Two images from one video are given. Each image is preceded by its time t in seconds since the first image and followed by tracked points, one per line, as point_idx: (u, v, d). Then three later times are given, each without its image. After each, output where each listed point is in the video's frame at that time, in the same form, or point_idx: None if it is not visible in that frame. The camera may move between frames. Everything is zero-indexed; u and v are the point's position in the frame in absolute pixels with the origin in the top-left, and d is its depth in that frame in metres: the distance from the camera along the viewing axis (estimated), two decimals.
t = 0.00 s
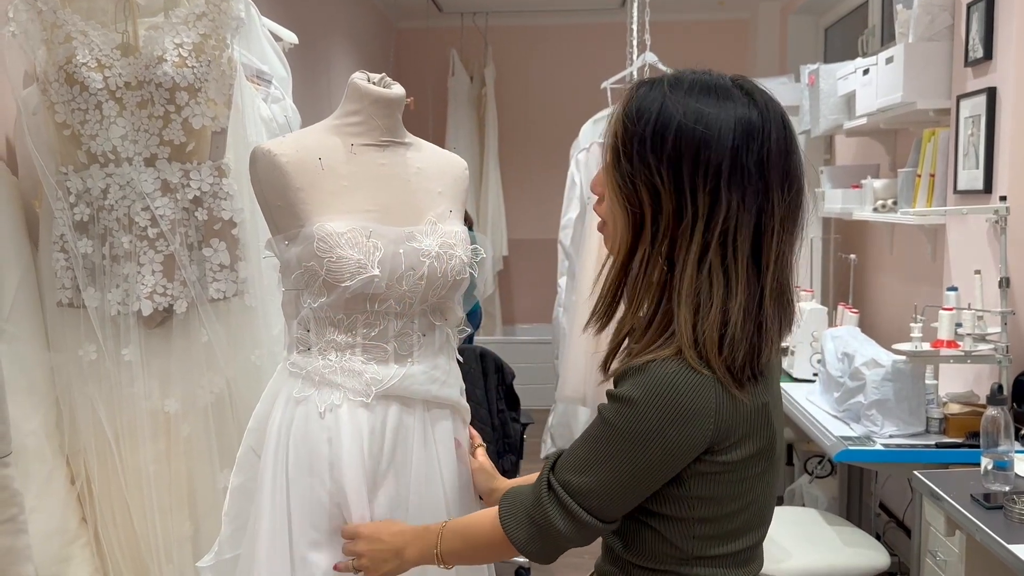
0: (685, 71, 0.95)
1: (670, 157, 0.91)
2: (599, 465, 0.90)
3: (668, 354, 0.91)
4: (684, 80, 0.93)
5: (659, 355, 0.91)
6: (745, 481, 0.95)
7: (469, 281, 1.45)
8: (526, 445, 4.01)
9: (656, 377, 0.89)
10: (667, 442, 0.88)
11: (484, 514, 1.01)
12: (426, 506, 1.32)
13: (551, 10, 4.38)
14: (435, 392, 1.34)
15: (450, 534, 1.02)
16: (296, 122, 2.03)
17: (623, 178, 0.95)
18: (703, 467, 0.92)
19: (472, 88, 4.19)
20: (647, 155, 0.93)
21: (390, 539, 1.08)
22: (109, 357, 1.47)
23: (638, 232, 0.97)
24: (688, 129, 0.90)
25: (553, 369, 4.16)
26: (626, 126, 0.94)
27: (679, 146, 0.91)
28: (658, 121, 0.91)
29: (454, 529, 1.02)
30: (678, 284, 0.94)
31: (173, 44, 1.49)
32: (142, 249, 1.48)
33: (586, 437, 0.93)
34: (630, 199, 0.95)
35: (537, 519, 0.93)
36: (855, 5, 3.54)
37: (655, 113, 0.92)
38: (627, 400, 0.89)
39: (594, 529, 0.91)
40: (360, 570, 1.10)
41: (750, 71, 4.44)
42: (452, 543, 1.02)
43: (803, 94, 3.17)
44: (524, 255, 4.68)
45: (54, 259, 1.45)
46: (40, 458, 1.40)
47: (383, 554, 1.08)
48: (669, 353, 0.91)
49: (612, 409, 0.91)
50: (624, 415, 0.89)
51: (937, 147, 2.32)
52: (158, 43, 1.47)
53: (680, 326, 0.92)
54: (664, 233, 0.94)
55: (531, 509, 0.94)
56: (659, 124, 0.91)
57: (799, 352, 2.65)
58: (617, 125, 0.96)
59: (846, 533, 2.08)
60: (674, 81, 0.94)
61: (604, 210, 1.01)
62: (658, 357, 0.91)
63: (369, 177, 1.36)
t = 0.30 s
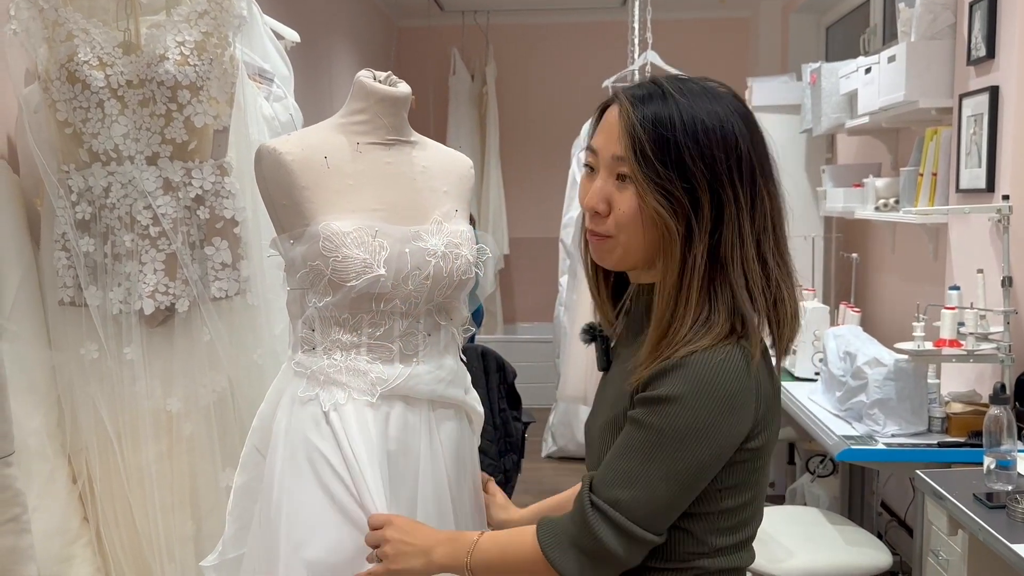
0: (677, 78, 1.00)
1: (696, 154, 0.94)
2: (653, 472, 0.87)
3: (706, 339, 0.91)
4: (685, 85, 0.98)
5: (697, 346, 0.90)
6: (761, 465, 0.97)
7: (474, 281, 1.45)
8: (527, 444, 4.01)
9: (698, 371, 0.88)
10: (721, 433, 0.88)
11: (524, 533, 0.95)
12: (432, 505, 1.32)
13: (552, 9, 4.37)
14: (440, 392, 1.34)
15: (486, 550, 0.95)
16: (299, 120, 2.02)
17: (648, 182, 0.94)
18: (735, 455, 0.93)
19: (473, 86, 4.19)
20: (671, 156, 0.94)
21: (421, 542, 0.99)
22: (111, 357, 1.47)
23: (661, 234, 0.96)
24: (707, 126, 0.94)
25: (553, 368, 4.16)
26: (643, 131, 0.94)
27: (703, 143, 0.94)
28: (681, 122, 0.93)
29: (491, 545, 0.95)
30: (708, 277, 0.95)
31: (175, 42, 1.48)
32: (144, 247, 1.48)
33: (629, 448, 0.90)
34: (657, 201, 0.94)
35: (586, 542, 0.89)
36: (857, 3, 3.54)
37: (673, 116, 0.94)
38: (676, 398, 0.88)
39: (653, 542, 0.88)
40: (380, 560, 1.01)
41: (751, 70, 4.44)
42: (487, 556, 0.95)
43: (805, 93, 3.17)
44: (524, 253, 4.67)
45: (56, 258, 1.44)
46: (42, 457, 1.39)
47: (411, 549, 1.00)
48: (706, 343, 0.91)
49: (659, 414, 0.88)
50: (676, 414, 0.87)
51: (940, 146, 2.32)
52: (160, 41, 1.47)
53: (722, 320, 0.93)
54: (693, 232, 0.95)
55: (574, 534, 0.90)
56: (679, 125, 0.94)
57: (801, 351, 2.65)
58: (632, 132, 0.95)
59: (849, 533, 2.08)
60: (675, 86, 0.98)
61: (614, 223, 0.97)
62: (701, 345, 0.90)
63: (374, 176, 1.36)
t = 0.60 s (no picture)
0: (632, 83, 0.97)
1: (686, 156, 0.93)
2: (683, 472, 0.83)
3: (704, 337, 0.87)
4: (648, 91, 0.95)
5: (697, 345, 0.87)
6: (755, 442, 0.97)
7: (475, 279, 1.45)
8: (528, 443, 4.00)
9: (724, 359, 0.85)
10: (740, 425, 0.85)
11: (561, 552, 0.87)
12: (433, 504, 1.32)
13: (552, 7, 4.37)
14: (441, 391, 1.33)
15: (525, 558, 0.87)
16: (300, 118, 2.01)
17: (652, 193, 0.91)
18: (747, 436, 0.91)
19: (474, 85, 4.18)
20: (666, 163, 0.91)
21: (454, 553, 0.90)
22: (111, 355, 1.47)
23: (662, 241, 0.93)
24: (686, 129, 0.94)
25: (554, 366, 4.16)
26: (640, 143, 0.91)
27: (687, 146, 0.93)
28: (671, 128, 0.91)
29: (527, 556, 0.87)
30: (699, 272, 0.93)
31: (176, 40, 1.47)
32: (145, 246, 1.48)
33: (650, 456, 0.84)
34: (662, 211, 0.91)
35: (627, 545, 0.82)
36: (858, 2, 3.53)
37: (659, 123, 0.92)
38: (693, 397, 0.84)
39: (692, 536, 0.84)
40: None
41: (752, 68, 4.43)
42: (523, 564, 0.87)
43: (806, 91, 3.16)
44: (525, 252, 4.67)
45: (56, 257, 1.44)
46: (42, 455, 1.39)
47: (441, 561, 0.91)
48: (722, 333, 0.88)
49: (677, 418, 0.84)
50: (694, 414, 0.83)
51: (942, 145, 2.32)
52: (160, 39, 1.46)
53: (715, 310, 0.90)
54: (687, 233, 0.93)
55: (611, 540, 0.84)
56: (666, 132, 0.92)
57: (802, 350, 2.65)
58: (629, 146, 0.90)
59: (851, 532, 2.08)
60: (638, 92, 0.95)
61: (620, 241, 0.92)
62: (702, 343, 0.86)
63: (376, 174, 1.35)
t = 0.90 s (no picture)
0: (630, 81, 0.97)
1: (686, 156, 0.94)
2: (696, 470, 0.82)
3: (706, 334, 0.88)
4: (647, 89, 0.96)
5: (700, 343, 0.87)
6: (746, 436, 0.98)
7: (477, 278, 1.44)
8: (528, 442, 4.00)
9: (730, 354, 0.85)
10: (746, 423, 0.85)
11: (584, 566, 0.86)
12: (433, 502, 1.31)
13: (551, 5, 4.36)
14: (442, 390, 1.32)
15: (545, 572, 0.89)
16: (300, 116, 2.00)
17: (655, 192, 0.91)
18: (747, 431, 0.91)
19: (473, 83, 4.17)
20: (668, 162, 0.92)
21: None
22: (111, 353, 1.46)
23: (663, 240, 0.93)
24: (685, 129, 0.95)
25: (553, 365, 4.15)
26: (645, 141, 0.91)
27: (686, 146, 0.94)
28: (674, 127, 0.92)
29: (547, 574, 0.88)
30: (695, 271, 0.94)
31: (175, 37, 1.47)
32: (143, 244, 1.47)
33: (660, 455, 0.83)
34: (664, 211, 0.91)
35: (649, 549, 0.81)
36: None
37: (662, 121, 0.92)
38: (701, 394, 0.83)
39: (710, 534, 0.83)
40: None
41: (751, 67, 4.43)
42: None
43: (806, 90, 3.16)
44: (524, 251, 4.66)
45: (54, 255, 1.44)
46: (40, 455, 1.38)
47: None
48: (724, 328, 0.88)
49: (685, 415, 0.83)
50: (701, 412, 0.83)
51: (943, 143, 2.31)
52: (160, 36, 1.45)
53: (713, 308, 0.91)
54: (685, 232, 0.93)
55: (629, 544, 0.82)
56: (668, 131, 0.92)
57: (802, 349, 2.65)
58: (635, 143, 0.90)
59: (851, 531, 2.07)
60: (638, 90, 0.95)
61: (621, 240, 0.92)
62: (705, 341, 0.87)
63: (377, 171, 1.35)
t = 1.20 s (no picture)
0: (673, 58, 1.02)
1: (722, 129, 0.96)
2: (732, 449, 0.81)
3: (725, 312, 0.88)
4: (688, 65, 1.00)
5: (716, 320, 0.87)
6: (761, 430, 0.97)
7: (475, 278, 1.43)
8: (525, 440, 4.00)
9: (749, 342, 0.85)
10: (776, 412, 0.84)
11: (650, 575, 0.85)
12: (431, 501, 1.31)
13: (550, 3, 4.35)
14: (441, 390, 1.32)
15: None
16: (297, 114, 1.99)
17: (690, 157, 0.93)
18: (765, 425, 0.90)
19: (471, 81, 4.15)
20: (706, 128, 0.95)
21: None
22: (107, 352, 1.46)
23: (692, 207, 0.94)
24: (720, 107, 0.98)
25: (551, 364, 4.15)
26: (687, 104, 0.94)
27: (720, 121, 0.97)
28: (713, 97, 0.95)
29: None
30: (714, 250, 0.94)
31: (171, 35, 1.46)
32: (140, 243, 1.47)
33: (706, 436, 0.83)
34: (698, 174, 0.93)
35: (729, 556, 0.79)
36: None
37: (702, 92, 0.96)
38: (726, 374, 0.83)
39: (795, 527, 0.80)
40: None
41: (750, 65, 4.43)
42: None
43: (804, 88, 3.15)
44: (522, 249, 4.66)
45: (51, 253, 1.42)
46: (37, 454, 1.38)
47: None
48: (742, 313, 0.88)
49: (712, 390, 0.83)
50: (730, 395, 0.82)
51: (941, 142, 2.31)
52: (156, 34, 1.44)
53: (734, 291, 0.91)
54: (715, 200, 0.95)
55: (706, 554, 0.81)
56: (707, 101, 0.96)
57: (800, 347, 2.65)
58: (677, 103, 0.94)
59: (849, 530, 2.08)
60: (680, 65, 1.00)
61: (654, 201, 0.93)
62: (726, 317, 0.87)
63: (375, 170, 1.34)
